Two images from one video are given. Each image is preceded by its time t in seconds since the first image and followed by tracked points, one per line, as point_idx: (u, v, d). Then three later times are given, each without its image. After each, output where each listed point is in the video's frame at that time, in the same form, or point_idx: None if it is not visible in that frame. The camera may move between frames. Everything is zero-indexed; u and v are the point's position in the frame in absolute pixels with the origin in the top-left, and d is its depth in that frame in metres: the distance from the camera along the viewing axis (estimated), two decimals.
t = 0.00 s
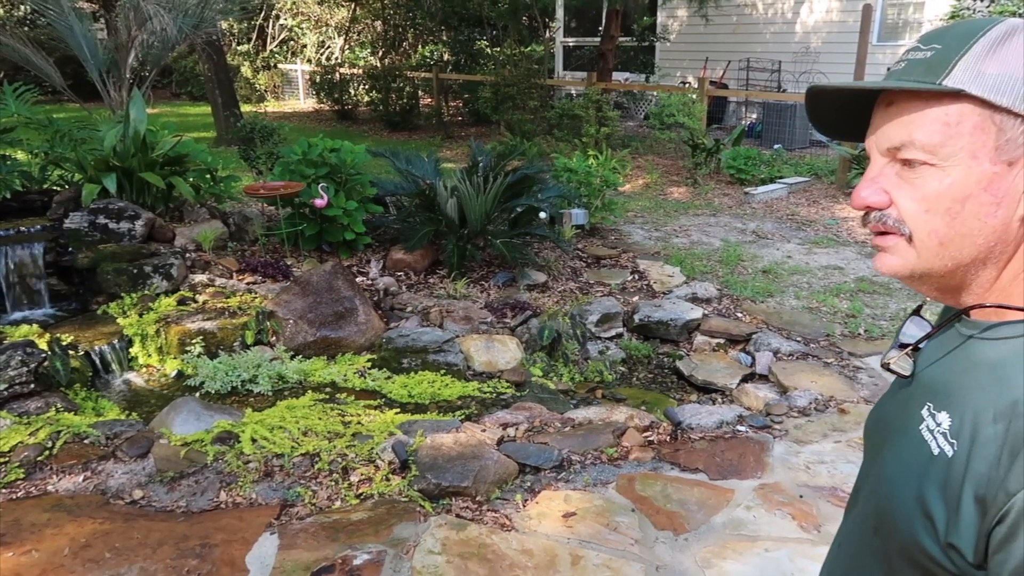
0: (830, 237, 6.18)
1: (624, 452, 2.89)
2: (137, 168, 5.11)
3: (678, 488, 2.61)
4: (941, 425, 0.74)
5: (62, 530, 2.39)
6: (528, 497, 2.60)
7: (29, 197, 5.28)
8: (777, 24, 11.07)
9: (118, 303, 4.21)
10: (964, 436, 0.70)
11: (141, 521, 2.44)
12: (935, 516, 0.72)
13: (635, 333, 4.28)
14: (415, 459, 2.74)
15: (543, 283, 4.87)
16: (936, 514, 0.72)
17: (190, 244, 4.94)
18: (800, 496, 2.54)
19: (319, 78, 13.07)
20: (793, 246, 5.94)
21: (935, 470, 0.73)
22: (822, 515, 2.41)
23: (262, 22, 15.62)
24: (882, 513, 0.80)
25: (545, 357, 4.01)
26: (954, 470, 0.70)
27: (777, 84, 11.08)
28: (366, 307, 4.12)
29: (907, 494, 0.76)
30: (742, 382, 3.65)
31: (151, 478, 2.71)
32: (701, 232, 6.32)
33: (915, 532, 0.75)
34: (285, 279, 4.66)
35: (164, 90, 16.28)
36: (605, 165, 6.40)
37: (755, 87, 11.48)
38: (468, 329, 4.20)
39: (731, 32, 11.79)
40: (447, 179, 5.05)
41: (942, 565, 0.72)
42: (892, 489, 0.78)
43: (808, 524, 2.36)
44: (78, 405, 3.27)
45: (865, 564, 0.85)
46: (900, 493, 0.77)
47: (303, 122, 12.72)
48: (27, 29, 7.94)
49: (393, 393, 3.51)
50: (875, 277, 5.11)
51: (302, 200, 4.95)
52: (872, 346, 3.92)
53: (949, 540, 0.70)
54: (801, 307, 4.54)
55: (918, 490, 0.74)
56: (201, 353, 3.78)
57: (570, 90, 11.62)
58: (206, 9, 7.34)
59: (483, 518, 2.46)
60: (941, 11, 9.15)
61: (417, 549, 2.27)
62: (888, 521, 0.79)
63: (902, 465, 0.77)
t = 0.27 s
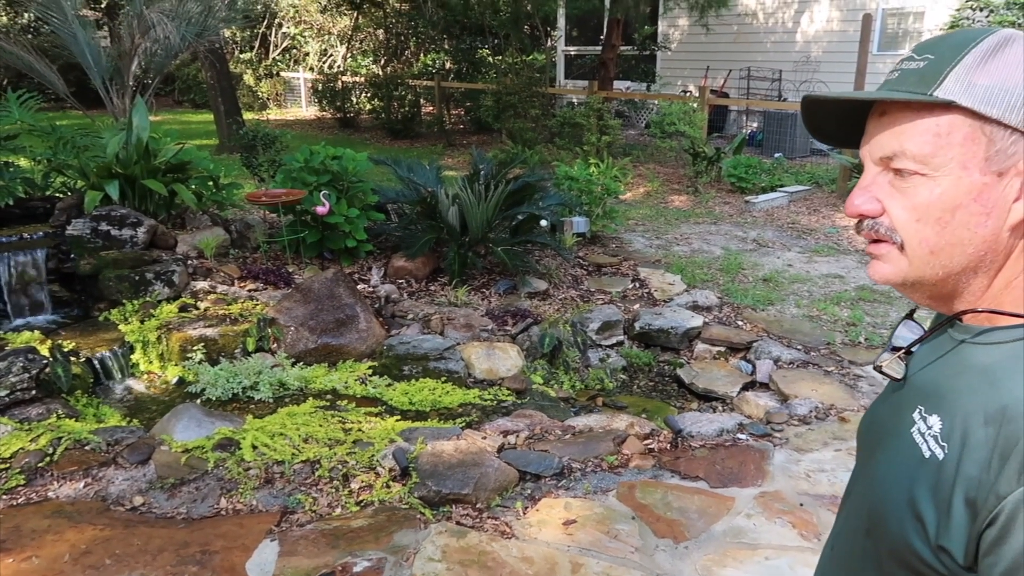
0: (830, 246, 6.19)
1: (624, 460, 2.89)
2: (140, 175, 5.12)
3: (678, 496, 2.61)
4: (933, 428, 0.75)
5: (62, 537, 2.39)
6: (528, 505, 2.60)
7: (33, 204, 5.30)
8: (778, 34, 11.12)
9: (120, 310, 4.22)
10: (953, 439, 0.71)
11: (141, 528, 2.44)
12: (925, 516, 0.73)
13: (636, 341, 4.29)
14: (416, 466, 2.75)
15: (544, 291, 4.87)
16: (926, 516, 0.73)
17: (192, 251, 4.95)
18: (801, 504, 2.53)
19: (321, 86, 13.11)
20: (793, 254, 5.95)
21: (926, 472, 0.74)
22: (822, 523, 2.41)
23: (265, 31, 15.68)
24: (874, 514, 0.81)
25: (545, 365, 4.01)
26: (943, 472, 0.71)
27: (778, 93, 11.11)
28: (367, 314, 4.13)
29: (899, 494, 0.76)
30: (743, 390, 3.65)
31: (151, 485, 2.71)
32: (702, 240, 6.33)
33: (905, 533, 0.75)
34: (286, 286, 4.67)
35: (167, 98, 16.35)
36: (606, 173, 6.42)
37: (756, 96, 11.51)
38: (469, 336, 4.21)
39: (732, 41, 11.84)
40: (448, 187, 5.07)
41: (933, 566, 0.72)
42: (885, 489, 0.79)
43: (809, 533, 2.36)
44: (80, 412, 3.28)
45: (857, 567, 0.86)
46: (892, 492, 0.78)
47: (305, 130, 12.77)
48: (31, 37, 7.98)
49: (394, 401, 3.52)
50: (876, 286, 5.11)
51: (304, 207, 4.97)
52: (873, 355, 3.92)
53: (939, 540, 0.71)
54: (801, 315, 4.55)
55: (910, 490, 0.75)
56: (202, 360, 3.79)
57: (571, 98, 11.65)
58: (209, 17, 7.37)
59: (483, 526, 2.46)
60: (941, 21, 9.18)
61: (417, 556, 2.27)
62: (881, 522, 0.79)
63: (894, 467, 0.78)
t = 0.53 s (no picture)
0: (835, 247, 6.18)
1: (628, 461, 2.89)
2: (146, 176, 5.15)
3: (682, 496, 2.61)
4: (933, 424, 0.75)
5: (68, 535, 2.40)
6: (532, 505, 2.60)
7: (39, 204, 5.33)
8: (782, 36, 11.12)
9: (125, 310, 4.24)
10: (953, 435, 0.71)
11: (147, 526, 2.45)
12: (924, 513, 0.73)
13: (640, 342, 4.29)
14: (420, 466, 2.75)
15: (548, 292, 4.88)
16: (924, 511, 0.73)
17: (198, 252, 4.97)
18: (805, 506, 2.53)
19: (326, 87, 13.14)
20: (798, 256, 5.95)
21: (924, 468, 0.74)
22: (826, 524, 2.41)
23: (270, 32, 15.73)
24: (875, 507, 0.81)
25: (549, 366, 4.01)
26: (942, 469, 0.71)
27: (783, 95, 11.10)
28: (372, 314, 4.14)
29: (899, 488, 0.77)
30: (747, 392, 3.64)
31: (156, 483, 2.72)
32: (706, 241, 6.33)
33: (905, 529, 0.75)
34: (292, 287, 4.69)
35: (173, 98, 16.41)
36: (611, 174, 6.42)
37: (760, 98, 11.51)
38: (474, 337, 4.22)
39: (737, 43, 11.85)
40: (453, 188, 5.08)
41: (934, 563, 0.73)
42: (885, 483, 0.79)
43: (813, 534, 2.36)
44: (85, 411, 3.29)
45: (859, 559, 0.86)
46: (892, 487, 0.78)
47: (310, 131, 12.80)
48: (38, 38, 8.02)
49: (398, 401, 3.52)
50: (881, 288, 5.11)
51: (309, 208, 4.99)
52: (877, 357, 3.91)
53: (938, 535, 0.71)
54: (806, 317, 4.54)
55: (909, 485, 0.75)
56: (207, 360, 3.80)
57: (575, 100, 11.67)
58: (215, 19, 7.41)
59: (487, 525, 2.47)
60: (947, 23, 9.17)
61: (422, 555, 2.28)
62: (880, 515, 0.80)
63: (893, 460, 0.78)
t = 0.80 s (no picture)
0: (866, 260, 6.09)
1: (654, 473, 2.87)
2: (179, 183, 5.24)
3: (709, 510, 2.57)
4: (969, 384, 0.79)
5: (99, 537, 2.43)
6: (557, 516, 2.58)
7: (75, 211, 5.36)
8: (813, 46, 11.01)
9: (157, 315, 4.30)
10: (1006, 387, 0.76)
11: (175, 530, 2.47)
12: (998, 468, 0.75)
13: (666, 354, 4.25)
14: (445, 475, 2.75)
15: (574, 303, 4.87)
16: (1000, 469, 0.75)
17: (228, 259, 5.04)
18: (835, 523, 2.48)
19: (355, 96, 13.26)
20: (828, 269, 5.86)
21: (986, 427, 0.76)
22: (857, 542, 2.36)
23: (300, 42, 15.93)
24: (925, 491, 0.80)
25: (575, 376, 4.00)
26: (1011, 421, 0.75)
27: (812, 106, 10.98)
28: (399, 323, 4.16)
29: (958, 458, 0.77)
30: (775, 406, 3.59)
31: (185, 487, 2.75)
32: (734, 253, 6.27)
33: (979, 496, 0.76)
34: (319, 294, 4.73)
35: (205, 107, 16.69)
36: (638, 185, 6.39)
37: (790, 109, 11.40)
38: (500, 346, 4.22)
39: (766, 54, 11.76)
40: (480, 198, 5.10)
41: None
42: (934, 462, 0.79)
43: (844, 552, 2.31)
44: (117, 414, 3.34)
45: (908, 558, 0.84)
46: (946, 462, 0.78)
47: (338, 140, 12.93)
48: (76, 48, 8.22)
49: (424, 409, 3.53)
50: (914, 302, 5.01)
51: (338, 216, 5.03)
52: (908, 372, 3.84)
53: None
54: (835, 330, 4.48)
55: (971, 450, 0.76)
56: (236, 366, 3.85)
57: (603, 110, 11.64)
58: (247, 30, 7.53)
59: (512, 536, 2.46)
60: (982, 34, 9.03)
61: (446, 565, 2.27)
62: (939, 497, 0.79)
63: (938, 437, 0.79)
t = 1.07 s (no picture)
0: (871, 261, 6.07)
1: (659, 475, 2.86)
2: (184, 184, 5.25)
3: (715, 512, 2.56)
4: (970, 385, 0.78)
5: (104, 537, 2.44)
6: (562, 518, 2.58)
7: (81, 211, 5.39)
8: (818, 47, 10.99)
9: (162, 315, 4.31)
10: (1008, 388, 0.76)
11: (180, 530, 2.47)
12: (998, 470, 0.74)
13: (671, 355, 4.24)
14: (450, 476, 2.74)
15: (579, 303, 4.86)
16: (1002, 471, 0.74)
17: (233, 259, 5.05)
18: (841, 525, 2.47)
19: (359, 97, 13.27)
20: (833, 270, 5.84)
21: (988, 429, 0.76)
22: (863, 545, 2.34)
23: (305, 43, 15.96)
24: (924, 492, 0.80)
25: (580, 377, 3.99)
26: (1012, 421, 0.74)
27: (817, 107, 10.96)
28: (403, 323, 4.16)
29: (958, 459, 0.77)
30: (781, 407, 3.58)
31: (190, 487, 2.75)
32: (739, 254, 6.26)
33: (980, 497, 0.75)
34: (324, 294, 4.74)
35: (210, 107, 16.72)
36: (642, 186, 6.38)
37: (795, 110, 11.37)
38: (504, 347, 4.22)
39: (771, 54, 11.75)
40: (485, 199, 5.10)
41: None
42: (932, 461, 0.79)
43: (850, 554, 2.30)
44: (122, 414, 3.35)
45: (907, 559, 0.83)
46: (946, 463, 0.77)
47: (342, 140, 12.94)
48: (82, 49, 8.25)
49: (429, 410, 3.53)
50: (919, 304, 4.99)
51: (342, 217, 5.01)
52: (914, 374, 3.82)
53: None
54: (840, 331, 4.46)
55: (973, 450, 0.76)
56: (240, 366, 3.85)
57: (607, 111, 11.63)
58: (252, 31, 7.55)
59: (517, 537, 2.45)
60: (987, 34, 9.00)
61: (451, 566, 2.27)
62: (938, 497, 0.78)
63: (939, 438, 0.79)
